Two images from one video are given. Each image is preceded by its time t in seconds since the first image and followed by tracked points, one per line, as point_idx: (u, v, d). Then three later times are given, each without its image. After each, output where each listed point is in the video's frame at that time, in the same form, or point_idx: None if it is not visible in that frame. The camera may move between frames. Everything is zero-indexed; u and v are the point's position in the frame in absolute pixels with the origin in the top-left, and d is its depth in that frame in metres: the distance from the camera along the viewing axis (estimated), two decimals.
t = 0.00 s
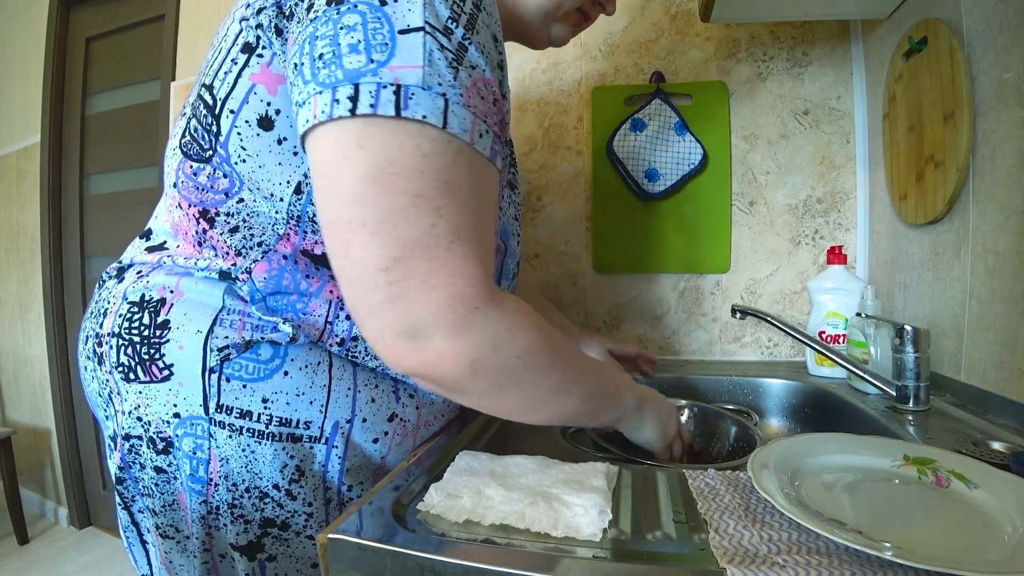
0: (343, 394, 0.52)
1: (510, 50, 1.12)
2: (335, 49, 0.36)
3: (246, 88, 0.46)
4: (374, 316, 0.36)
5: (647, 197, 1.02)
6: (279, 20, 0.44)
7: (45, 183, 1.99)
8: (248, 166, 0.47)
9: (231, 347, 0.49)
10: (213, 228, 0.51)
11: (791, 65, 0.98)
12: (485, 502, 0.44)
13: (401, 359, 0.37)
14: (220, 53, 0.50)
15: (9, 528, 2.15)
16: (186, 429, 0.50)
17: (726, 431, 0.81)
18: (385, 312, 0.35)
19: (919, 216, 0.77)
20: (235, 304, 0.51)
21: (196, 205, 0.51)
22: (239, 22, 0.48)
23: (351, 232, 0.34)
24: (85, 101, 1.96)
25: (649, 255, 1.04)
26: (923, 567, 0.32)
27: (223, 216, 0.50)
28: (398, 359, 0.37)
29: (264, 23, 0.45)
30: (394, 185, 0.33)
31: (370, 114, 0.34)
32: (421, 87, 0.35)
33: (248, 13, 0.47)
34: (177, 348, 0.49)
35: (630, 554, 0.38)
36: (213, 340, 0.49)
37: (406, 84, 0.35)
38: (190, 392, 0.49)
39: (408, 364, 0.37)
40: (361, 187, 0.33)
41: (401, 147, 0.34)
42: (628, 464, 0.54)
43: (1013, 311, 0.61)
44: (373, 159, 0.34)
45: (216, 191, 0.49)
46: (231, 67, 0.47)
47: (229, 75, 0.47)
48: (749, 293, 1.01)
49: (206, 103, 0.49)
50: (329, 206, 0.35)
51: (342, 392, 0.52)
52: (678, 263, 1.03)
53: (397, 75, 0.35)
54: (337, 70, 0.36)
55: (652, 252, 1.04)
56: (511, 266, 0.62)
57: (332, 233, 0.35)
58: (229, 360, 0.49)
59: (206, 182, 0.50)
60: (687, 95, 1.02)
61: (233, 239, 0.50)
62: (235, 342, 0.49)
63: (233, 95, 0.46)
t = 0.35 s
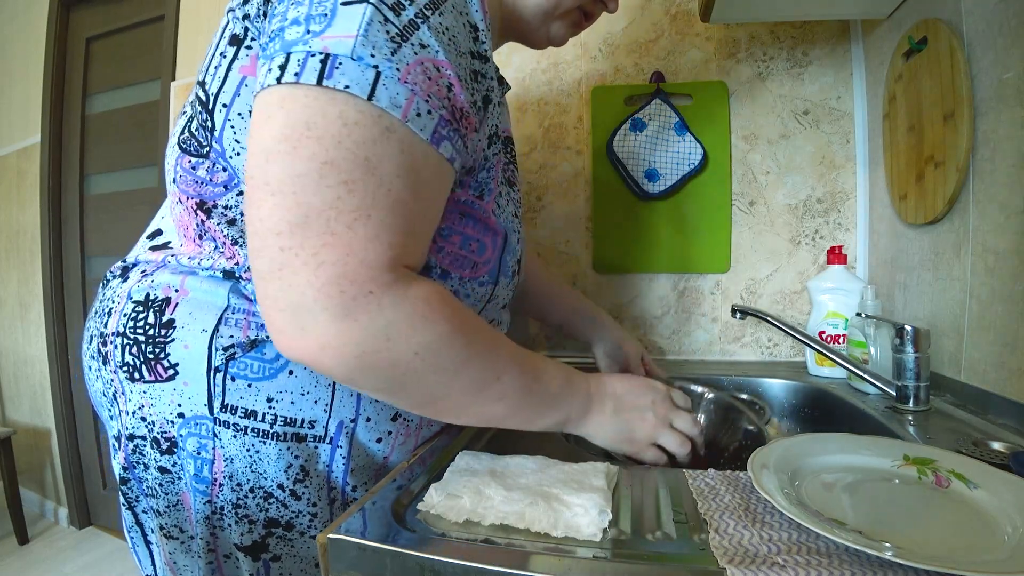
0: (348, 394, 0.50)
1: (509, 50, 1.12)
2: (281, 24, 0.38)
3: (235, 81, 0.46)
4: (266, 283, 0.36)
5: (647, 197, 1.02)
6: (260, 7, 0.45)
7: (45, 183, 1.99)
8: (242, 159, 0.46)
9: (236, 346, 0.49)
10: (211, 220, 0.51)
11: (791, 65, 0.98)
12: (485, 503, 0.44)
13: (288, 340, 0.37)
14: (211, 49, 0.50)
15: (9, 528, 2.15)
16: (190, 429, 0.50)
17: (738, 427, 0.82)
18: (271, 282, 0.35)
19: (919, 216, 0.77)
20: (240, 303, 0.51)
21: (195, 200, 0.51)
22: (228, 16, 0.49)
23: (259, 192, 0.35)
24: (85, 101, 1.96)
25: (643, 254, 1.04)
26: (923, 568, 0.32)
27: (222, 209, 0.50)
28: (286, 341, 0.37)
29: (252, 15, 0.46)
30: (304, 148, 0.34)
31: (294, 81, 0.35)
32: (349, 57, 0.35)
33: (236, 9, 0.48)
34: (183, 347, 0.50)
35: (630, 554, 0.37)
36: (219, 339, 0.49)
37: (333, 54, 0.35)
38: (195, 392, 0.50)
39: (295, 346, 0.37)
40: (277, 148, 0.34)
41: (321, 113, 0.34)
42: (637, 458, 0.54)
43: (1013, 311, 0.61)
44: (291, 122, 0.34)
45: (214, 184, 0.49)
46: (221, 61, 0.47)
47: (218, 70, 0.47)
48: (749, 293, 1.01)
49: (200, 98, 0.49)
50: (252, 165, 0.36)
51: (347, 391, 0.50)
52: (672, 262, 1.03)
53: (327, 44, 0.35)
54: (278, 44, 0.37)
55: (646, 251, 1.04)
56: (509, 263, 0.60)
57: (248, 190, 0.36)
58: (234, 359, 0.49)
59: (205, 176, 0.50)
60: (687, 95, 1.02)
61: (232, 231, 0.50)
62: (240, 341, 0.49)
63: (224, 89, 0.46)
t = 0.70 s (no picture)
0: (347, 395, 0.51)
1: (509, 49, 1.12)
2: (269, 38, 0.38)
3: (226, 94, 0.46)
4: (274, 308, 0.36)
5: (647, 197, 1.02)
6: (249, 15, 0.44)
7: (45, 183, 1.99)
8: (235, 171, 0.47)
9: (235, 349, 0.49)
10: (208, 228, 0.51)
11: (791, 65, 0.98)
12: (485, 503, 0.44)
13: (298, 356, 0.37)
14: (204, 58, 0.50)
15: (9, 528, 2.15)
16: (193, 430, 0.51)
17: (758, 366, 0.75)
18: (280, 306, 0.36)
19: (919, 216, 0.77)
20: (238, 305, 0.50)
21: (191, 208, 0.51)
22: (220, 25, 0.49)
23: (259, 218, 0.35)
24: (85, 101, 1.96)
25: (645, 255, 1.04)
26: (923, 568, 0.32)
27: (218, 217, 0.50)
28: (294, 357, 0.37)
29: (239, 23, 0.45)
30: (300, 171, 0.33)
31: (283, 101, 0.35)
32: (337, 73, 0.35)
33: (226, 18, 0.48)
34: (183, 350, 0.50)
35: (630, 555, 0.37)
36: (217, 342, 0.49)
37: (321, 70, 0.35)
38: (196, 394, 0.50)
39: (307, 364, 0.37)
40: (272, 172, 0.34)
41: (315, 134, 0.34)
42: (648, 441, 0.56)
43: (1013, 311, 0.61)
44: (286, 144, 0.34)
45: (210, 193, 0.49)
46: (213, 72, 0.47)
47: (210, 82, 0.47)
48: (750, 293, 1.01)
49: (193, 108, 0.49)
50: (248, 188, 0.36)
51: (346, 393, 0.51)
52: (672, 262, 1.03)
53: (314, 60, 0.35)
54: (267, 59, 0.37)
55: (648, 251, 1.04)
56: (509, 267, 0.60)
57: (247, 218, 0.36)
58: (233, 361, 0.49)
59: (201, 185, 0.50)
60: (687, 95, 1.02)
61: (229, 240, 0.50)
62: (239, 344, 0.49)
63: (215, 101, 0.46)
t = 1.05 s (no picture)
0: (347, 395, 0.51)
1: (509, 49, 1.12)
2: (314, 54, 0.37)
3: (234, 99, 0.46)
4: (380, 324, 0.38)
5: (647, 197, 1.02)
6: (257, 24, 0.45)
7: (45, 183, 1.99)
8: (243, 176, 0.47)
9: (235, 350, 0.49)
10: (214, 236, 0.51)
11: (791, 65, 0.98)
12: (485, 503, 0.44)
13: (405, 360, 0.40)
14: (208, 63, 0.50)
15: (9, 528, 2.15)
16: (194, 432, 0.50)
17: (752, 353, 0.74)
18: (389, 322, 0.38)
19: (919, 216, 0.77)
20: (238, 307, 0.50)
21: (196, 214, 0.51)
22: (224, 29, 0.48)
23: (351, 245, 0.35)
24: (84, 101, 1.96)
25: (647, 255, 1.04)
26: (923, 568, 0.32)
27: (224, 224, 0.50)
28: (401, 360, 0.40)
29: (246, 29, 0.45)
30: (391, 197, 0.35)
31: (356, 125, 0.35)
32: (404, 93, 0.36)
33: (231, 22, 0.47)
34: (183, 351, 0.50)
35: (630, 555, 0.37)
36: (218, 343, 0.49)
37: (387, 91, 0.35)
38: (197, 396, 0.50)
39: (414, 365, 0.40)
40: (360, 200, 0.35)
41: (395, 157, 0.35)
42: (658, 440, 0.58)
43: (1012, 311, 0.61)
44: (368, 169, 0.35)
45: (215, 200, 0.50)
46: (219, 76, 0.47)
47: (217, 86, 0.47)
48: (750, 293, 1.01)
49: (198, 114, 0.49)
50: (326, 216, 0.36)
51: (345, 392, 0.51)
52: (672, 262, 1.03)
53: (379, 82, 0.36)
54: (317, 77, 0.36)
55: (649, 250, 1.04)
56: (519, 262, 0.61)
57: (332, 244, 0.36)
58: (233, 362, 0.49)
59: (205, 191, 0.50)
60: (687, 95, 1.02)
61: (235, 247, 0.50)
62: (239, 345, 0.49)
63: (223, 107, 0.46)
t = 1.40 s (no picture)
0: (349, 394, 0.51)
1: (509, 49, 1.12)
2: (324, 59, 0.37)
3: (241, 99, 0.46)
4: (385, 326, 0.38)
5: (647, 197, 1.02)
6: (266, 26, 0.45)
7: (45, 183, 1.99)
8: (250, 176, 0.47)
9: (239, 349, 0.49)
10: (219, 236, 0.51)
11: (790, 65, 0.98)
12: (485, 503, 0.44)
13: (410, 362, 0.40)
14: (216, 63, 0.50)
15: (9, 528, 2.15)
16: (197, 430, 0.50)
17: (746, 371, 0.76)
18: (394, 324, 0.38)
19: (919, 216, 0.77)
20: (242, 306, 0.51)
21: (202, 215, 0.51)
22: (233, 30, 0.49)
23: (358, 248, 0.36)
24: (85, 101, 1.96)
25: (647, 255, 1.04)
26: (924, 568, 0.32)
27: (229, 224, 0.50)
28: (406, 361, 0.40)
29: (255, 30, 0.45)
30: (397, 201, 0.35)
31: (365, 130, 0.35)
32: (412, 99, 0.36)
33: (239, 23, 0.47)
34: (187, 350, 0.50)
35: (630, 555, 0.37)
36: (221, 342, 0.49)
37: (396, 97, 0.35)
38: (201, 394, 0.50)
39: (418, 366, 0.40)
40: (366, 204, 0.35)
41: (402, 162, 0.35)
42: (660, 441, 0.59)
43: (1012, 311, 0.61)
44: (376, 174, 0.35)
45: (221, 200, 0.50)
46: (227, 77, 0.47)
47: (225, 87, 0.47)
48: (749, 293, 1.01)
49: (205, 114, 0.49)
50: (333, 219, 0.36)
51: (348, 392, 0.51)
52: (672, 262, 1.03)
53: (388, 88, 0.36)
54: (327, 82, 0.36)
55: (649, 251, 1.04)
56: (520, 264, 0.61)
57: (340, 248, 0.36)
58: (237, 361, 0.49)
59: (211, 191, 0.50)
60: (687, 95, 1.02)
61: (241, 247, 0.51)
62: (243, 343, 0.49)
63: (230, 107, 0.46)
